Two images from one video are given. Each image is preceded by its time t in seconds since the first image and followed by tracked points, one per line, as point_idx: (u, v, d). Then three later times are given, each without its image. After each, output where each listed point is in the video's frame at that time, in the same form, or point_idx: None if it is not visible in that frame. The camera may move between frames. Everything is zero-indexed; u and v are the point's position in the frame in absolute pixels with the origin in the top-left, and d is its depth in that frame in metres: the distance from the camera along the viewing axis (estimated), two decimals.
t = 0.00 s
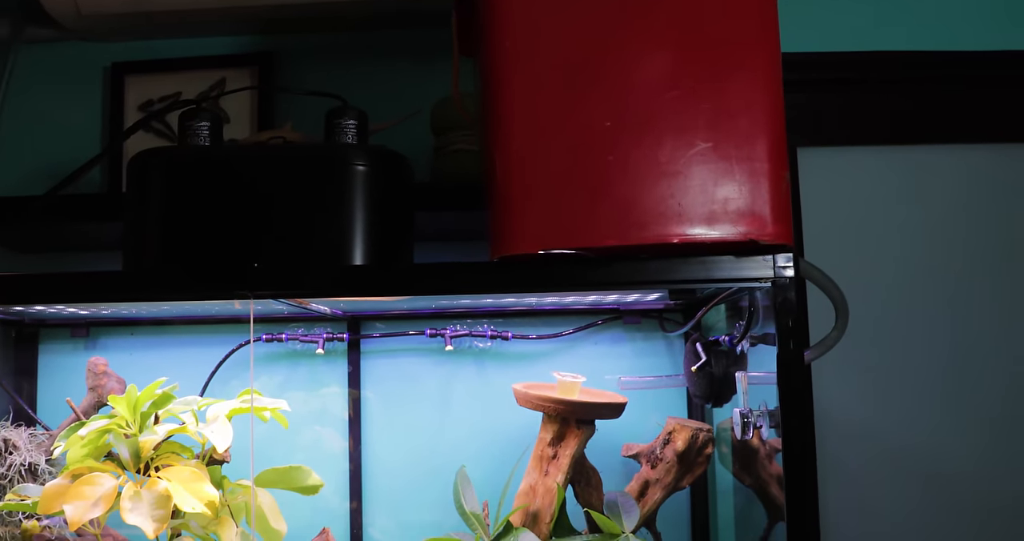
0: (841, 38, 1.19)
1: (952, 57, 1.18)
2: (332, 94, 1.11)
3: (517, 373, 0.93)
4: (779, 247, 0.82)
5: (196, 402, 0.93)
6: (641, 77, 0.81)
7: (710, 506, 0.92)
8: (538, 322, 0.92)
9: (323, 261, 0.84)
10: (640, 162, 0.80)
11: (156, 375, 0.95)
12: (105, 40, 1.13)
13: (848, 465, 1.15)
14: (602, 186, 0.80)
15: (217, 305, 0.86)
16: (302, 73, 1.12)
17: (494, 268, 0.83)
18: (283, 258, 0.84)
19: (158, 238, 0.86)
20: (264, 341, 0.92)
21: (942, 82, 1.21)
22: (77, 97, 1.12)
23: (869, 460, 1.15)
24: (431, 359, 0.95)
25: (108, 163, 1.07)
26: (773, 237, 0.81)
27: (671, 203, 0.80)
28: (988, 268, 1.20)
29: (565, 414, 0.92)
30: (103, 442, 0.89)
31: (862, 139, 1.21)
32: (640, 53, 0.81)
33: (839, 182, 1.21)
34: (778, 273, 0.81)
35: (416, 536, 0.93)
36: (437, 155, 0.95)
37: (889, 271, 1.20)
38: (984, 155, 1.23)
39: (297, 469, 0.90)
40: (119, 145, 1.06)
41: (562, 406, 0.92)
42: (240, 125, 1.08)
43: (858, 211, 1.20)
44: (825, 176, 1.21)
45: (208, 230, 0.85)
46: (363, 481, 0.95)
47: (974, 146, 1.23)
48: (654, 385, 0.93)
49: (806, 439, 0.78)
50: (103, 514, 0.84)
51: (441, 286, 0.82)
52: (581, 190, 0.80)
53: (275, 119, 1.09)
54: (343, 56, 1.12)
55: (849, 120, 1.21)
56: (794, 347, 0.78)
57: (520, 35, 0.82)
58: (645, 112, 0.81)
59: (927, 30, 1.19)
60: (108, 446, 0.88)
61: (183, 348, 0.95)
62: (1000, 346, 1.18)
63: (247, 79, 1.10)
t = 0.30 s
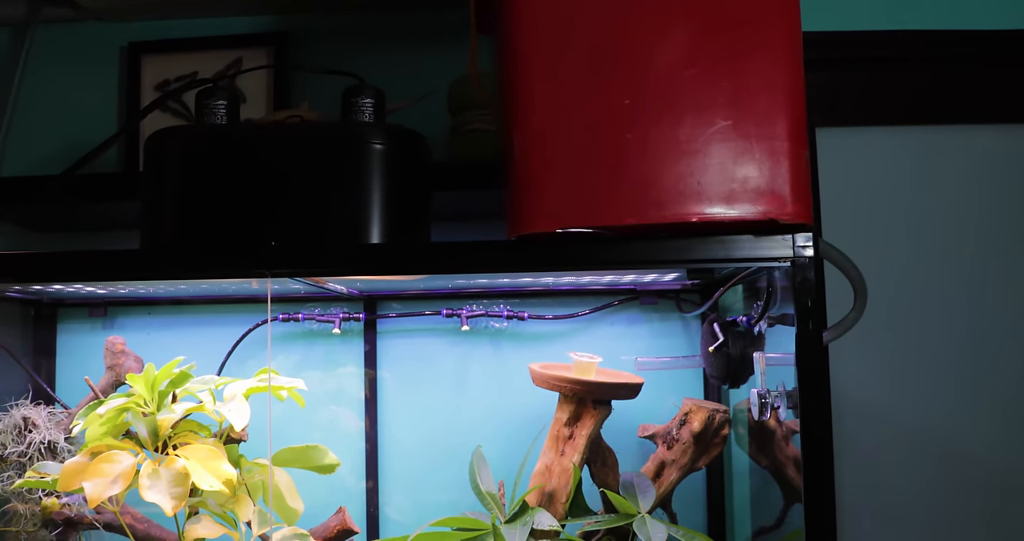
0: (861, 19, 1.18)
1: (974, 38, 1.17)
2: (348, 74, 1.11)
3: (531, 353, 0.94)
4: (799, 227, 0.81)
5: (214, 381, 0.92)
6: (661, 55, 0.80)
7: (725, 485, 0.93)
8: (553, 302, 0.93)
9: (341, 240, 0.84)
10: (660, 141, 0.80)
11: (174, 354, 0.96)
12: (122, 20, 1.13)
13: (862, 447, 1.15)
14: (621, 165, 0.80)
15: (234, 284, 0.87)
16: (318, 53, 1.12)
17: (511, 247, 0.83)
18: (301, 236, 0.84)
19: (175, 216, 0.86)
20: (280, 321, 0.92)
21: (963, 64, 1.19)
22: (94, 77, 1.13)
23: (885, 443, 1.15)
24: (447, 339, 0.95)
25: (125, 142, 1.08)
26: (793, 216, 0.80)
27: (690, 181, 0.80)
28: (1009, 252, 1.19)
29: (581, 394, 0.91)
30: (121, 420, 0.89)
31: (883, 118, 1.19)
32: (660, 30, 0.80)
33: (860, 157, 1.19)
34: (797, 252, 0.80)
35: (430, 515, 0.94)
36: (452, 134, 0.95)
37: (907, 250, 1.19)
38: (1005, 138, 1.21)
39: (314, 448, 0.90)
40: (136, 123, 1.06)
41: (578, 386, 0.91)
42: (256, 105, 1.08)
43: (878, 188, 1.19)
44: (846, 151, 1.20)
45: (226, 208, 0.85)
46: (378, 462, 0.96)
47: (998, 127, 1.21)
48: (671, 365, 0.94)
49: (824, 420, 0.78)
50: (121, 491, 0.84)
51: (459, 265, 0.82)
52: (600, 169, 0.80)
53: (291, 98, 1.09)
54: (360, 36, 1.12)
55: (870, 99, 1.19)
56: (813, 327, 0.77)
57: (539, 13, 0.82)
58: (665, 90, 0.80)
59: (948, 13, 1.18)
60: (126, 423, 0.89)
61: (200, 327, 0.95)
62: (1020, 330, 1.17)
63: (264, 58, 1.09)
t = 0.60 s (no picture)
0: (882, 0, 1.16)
1: (998, 18, 1.15)
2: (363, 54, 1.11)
3: (546, 333, 0.94)
4: (817, 206, 0.81)
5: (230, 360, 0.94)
6: (678, 33, 0.79)
7: (739, 465, 0.93)
8: (569, 283, 0.93)
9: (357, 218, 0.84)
10: (678, 120, 0.79)
11: (189, 334, 0.97)
12: None
13: (878, 430, 1.14)
14: (639, 144, 0.79)
15: (250, 264, 0.87)
16: (334, 33, 1.11)
17: (527, 227, 0.83)
18: (317, 214, 0.84)
19: (192, 195, 0.87)
20: (296, 302, 0.93)
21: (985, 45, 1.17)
22: (110, 57, 1.13)
23: (902, 426, 1.14)
24: (462, 320, 0.95)
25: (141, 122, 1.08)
26: (812, 196, 0.80)
27: (709, 160, 0.79)
28: None
29: (597, 375, 0.91)
30: (138, 400, 0.90)
31: (901, 98, 1.18)
32: (678, 7, 0.79)
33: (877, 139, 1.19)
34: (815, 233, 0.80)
35: (445, 495, 0.95)
36: (467, 115, 0.95)
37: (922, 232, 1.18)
38: None
39: (329, 428, 0.90)
40: (152, 103, 1.06)
41: (594, 367, 0.91)
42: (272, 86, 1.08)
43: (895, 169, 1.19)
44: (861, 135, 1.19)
45: (242, 188, 0.85)
46: (393, 443, 0.96)
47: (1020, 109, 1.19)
48: (686, 346, 0.95)
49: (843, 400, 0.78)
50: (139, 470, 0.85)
51: (475, 245, 0.82)
52: (618, 148, 0.80)
53: (306, 79, 1.09)
54: (377, 16, 1.12)
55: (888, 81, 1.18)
56: (831, 308, 0.77)
57: None
58: (682, 68, 0.79)
59: None
60: (143, 403, 0.89)
61: (216, 308, 0.96)
62: None
63: (280, 38, 1.09)
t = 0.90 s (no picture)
0: None
1: None
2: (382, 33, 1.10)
3: (565, 312, 0.94)
4: (841, 184, 0.80)
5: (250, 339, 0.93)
6: (702, 6, 0.78)
7: (759, 446, 0.93)
8: (589, 262, 0.93)
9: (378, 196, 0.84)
10: (701, 96, 0.78)
11: (209, 312, 0.96)
12: None
13: (899, 406, 1.09)
14: (661, 121, 0.79)
15: (271, 242, 0.88)
16: (354, 10, 1.11)
17: (548, 204, 0.82)
18: (338, 192, 0.84)
19: (213, 174, 0.87)
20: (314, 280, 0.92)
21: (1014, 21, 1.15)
22: (129, 37, 1.13)
23: (925, 403, 1.09)
24: (482, 299, 0.95)
25: (160, 100, 1.09)
26: (835, 173, 0.79)
27: (732, 137, 0.78)
28: None
29: (617, 354, 0.91)
30: (160, 377, 0.90)
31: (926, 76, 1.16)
32: None
33: (911, 106, 1.11)
34: (839, 211, 0.79)
35: (463, 473, 0.95)
36: (487, 93, 0.95)
37: (961, 203, 1.11)
38: None
39: (349, 406, 0.90)
40: (172, 81, 1.07)
41: (614, 346, 0.91)
42: (291, 64, 1.08)
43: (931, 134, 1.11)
44: (895, 102, 1.12)
45: (264, 165, 0.86)
46: (412, 422, 0.96)
47: None
48: (707, 326, 0.94)
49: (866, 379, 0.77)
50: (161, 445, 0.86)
51: (496, 222, 0.82)
52: (640, 125, 0.79)
53: (325, 58, 1.09)
54: None
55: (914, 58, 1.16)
56: (855, 287, 0.76)
57: None
58: (706, 43, 0.78)
59: None
60: (165, 380, 0.90)
61: (235, 287, 0.96)
62: None
63: (298, 16, 1.09)
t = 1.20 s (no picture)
0: None
1: None
2: (398, 11, 1.10)
3: (580, 292, 0.94)
4: (860, 163, 0.79)
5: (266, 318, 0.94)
6: None
7: (775, 428, 0.93)
8: (604, 242, 0.93)
9: (394, 175, 0.84)
10: (719, 75, 0.78)
11: (225, 292, 0.97)
12: None
13: (915, 390, 1.07)
14: (679, 99, 0.78)
15: (287, 222, 0.88)
16: None
17: (564, 184, 0.82)
18: (354, 171, 0.84)
19: (228, 152, 0.87)
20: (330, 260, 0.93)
21: None
22: (143, 16, 1.13)
23: (943, 386, 1.07)
24: (497, 280, 0.95)
25: (175, 79, 1.09)
26: (855, 153, 0.78)
27: (750, 115, 0.78)
28: None
29: (632, 335, 0.91)
30: (176, 356, 0.91)
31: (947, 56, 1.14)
32: None
33: (935, 82, 1.08)
34: (858, 191, 0.78)
35: (477, 453, 0.95)
36: (504, 72, 0.95)
37: (983, 183, 1.08)
38: None
39: (365, 386, 0.90)
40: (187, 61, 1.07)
41: (629, 326, 0.91)
42: (306, 43, 1.08)
43: (954, 110, 1.08)
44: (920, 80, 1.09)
45: (280, 144, 0.86)
46: (427, 403, 0.96)
47: None
48: (722, 307, 0.94)
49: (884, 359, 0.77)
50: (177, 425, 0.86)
51: (512, 202, 0.82)
52: (658, 103, 0.79)
53: (340, 37, 1.09)
54: None
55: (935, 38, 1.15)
56: (874, 268, 0.75)
57: None
58: (725, 21, 0.77)
59: None
60: (181, 359, 0.90)
61: (251, 267, 0.96)
62: None
63: None
